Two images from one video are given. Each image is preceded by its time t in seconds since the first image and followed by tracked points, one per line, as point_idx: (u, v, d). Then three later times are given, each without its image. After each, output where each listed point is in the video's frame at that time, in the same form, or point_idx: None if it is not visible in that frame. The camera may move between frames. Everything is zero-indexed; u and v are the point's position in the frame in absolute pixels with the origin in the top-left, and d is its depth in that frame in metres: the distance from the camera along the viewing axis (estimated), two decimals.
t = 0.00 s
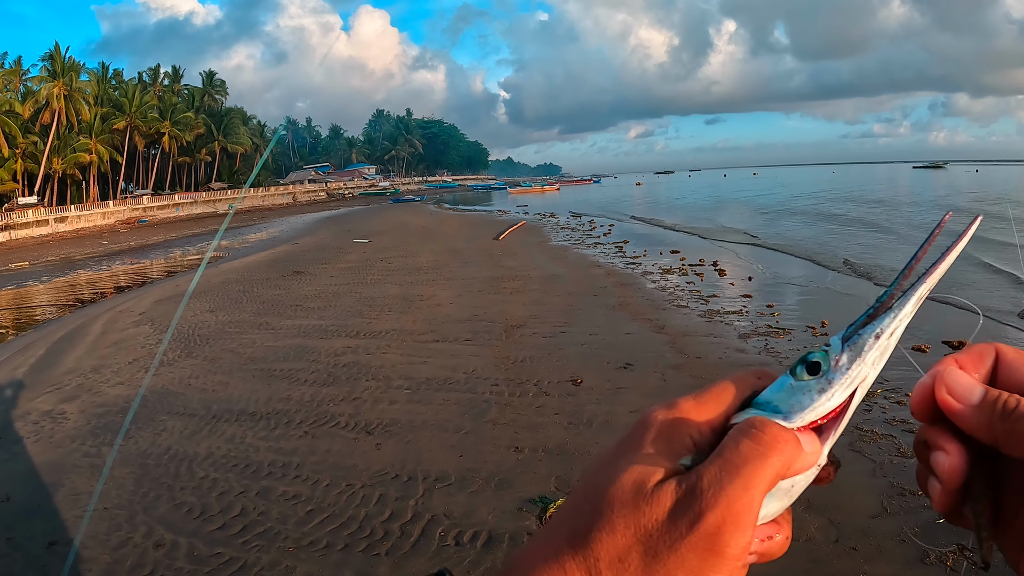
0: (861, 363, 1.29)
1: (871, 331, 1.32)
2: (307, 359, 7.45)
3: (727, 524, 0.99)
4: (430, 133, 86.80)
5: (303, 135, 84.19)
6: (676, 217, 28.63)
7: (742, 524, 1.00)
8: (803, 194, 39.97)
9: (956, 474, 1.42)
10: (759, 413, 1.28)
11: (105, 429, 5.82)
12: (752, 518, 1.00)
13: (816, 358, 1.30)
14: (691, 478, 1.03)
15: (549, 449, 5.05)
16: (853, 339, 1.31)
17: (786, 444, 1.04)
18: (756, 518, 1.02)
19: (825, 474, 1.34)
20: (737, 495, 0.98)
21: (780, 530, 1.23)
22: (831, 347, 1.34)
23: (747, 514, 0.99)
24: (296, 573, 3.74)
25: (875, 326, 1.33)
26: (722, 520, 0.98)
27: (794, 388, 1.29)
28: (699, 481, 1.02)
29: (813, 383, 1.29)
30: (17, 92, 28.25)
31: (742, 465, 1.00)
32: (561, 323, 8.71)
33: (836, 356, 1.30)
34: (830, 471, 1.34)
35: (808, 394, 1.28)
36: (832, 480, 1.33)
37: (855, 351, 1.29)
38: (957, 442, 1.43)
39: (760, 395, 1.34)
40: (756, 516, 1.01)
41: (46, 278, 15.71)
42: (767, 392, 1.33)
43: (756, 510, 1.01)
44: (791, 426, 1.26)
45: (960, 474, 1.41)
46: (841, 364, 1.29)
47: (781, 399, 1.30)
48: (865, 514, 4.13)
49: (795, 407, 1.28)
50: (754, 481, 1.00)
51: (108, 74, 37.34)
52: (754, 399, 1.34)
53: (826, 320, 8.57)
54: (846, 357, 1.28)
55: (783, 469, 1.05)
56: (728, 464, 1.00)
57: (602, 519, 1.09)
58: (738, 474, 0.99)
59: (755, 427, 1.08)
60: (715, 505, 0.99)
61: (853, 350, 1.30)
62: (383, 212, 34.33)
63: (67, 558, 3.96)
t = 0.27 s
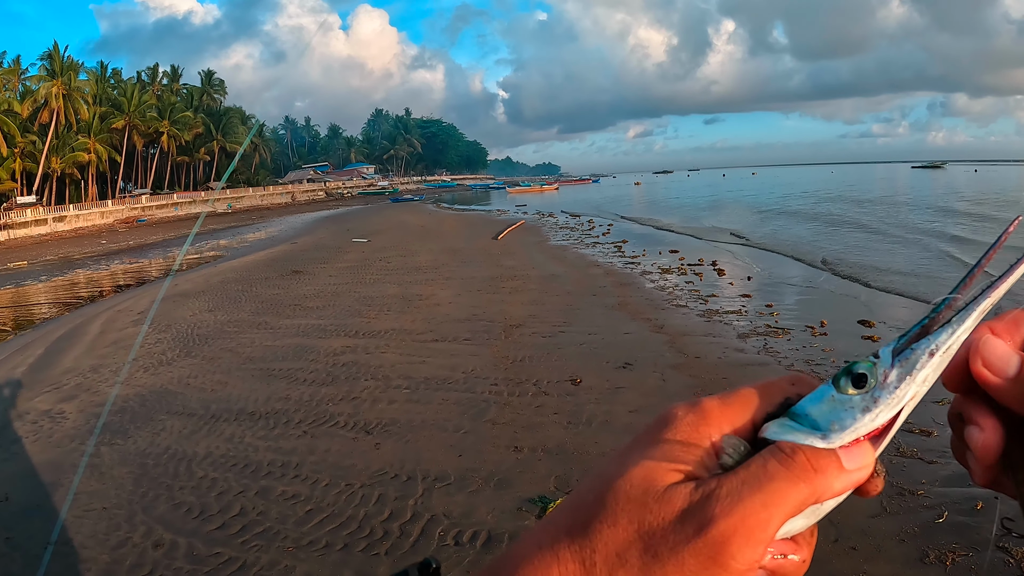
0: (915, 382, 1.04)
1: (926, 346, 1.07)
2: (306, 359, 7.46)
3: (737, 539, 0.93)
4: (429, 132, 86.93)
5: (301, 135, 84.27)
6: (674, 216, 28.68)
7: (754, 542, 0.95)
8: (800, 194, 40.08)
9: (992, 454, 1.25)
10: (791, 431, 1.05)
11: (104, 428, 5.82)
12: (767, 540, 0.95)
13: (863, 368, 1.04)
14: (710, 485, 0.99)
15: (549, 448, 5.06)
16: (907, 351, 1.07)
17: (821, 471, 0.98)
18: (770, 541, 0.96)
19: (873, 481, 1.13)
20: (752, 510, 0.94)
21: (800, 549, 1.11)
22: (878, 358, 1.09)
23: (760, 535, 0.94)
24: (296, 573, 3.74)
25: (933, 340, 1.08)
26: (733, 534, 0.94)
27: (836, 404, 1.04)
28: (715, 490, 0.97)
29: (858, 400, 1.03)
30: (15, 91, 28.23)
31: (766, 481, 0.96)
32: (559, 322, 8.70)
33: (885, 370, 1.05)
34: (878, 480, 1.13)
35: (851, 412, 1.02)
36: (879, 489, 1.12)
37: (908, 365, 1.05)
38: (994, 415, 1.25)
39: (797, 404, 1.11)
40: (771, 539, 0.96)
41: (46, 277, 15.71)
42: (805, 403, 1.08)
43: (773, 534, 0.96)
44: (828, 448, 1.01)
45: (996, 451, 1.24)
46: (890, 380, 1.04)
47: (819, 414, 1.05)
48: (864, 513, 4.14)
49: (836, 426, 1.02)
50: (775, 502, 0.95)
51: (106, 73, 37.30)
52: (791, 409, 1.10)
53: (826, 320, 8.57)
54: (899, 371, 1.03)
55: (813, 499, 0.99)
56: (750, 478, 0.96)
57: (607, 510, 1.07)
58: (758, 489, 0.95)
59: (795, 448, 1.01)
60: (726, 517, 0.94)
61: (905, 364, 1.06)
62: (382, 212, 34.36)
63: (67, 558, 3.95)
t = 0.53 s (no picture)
0: (897, 385, 1.05)
1: (908, 351, 1.08)
2: (305, 358, 7.45)
3: (726, 528, 0.93)
4: (428, 131, 86.92)
5: (301, 134, 84.21)
6: (673, 216, 28.67)
7: (742, 534, 0.95)
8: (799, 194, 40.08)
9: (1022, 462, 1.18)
10: (775, 432, 1.05)
11: (103, 428, 5.82)
12: (755, 533, 0.95)
13: (849, 371, 1.05)
14: (698, 477, 1.00)
15: (548, 447, 5.06)
16: (891, 354, 1.08)
17: (808, 472, 1.00)
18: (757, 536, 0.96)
19: (857, 486, 1.11)
20: (742, 502, 0.95)
21: (781, 549, 1.10)
22: (864, 363, 1.10)
23: (750, 527, 0.95)
24: (296, 572, 3.75)
25: (914, 345, 1.09)
26: (722, 524, 0.94)
27: (823, 406, 1.04)
28: (704, 482, 0.98)
29: (844, 402, 1.04)
30: (14, 90, 28.20)
31: (755, 476, 0.97)
32: (558, 322, 8.70)
33: (871, 374, 1.06)
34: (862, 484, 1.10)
35: (838, 414, 1.03)
36: (866, 493, 1.09)
37: (892, 368, 1.06)
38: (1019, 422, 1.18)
39: (785, 405, 1.11)
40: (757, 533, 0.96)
41: (44, 277, 15.68)
42: (793, 403, 1.08)
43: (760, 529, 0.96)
44: (814, 448, 1.01)
45: None
46: (877, 384, 1.05)
47: (805, 415, 1.05)
48: (863, 512, 4.15)
49: (823, 426, 1.03)
50: (764, 496, 0.96)
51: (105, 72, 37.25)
52: (778, 409, 1.11)
53: (824, 319, 8.58)
54: (884, 375, 1.04)
55: (798, 499, 1.00)
56: (741, 472, 0.97)
57: (595, 501, 1.06)
58: (747, 483, 0.96)
59: (783, 450, 1.02)
60: (716, 507, 0.95)
61: (889, 368, 1.06)
62: (381, 211, 34.34)
63: (66, 558, 3.95)
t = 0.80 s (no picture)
0: (919, 415, 1.00)
1: (930, 381, 1.02)
2: (303, 358, 7.45)
3: (734, 536, 0.92)
4: (427, 131, 86.91)
5: (300, 133, 84.21)
6: (671, 216, 28.68)
7: (751, 546, 0.93)
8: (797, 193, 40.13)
9: None
10: (795, 455, 1.04)
11: (101, 427, 5.81)
12: (764, 546, 0.94)
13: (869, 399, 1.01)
14: (709, 487, 1.00)
15: (546, 447, 5.06)
16: (912, 384, 1.01)
17: (821, 493, 0.98)
18: (766, 549, 0.95)
19: (873, 520, 1.10)
20: (752, 513, 0.94)
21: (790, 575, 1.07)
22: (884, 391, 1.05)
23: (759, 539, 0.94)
24: (293, 572, 3.74)
25: (936, 374, 1.02)
26: (730, 533, 0.92)
27: (842, 431, 1.02)
28: (716, 493, 0.98)
29: (862, 429, 1.01)
30: (12, 90, 28.19)
31: (767, 490, 0.96)
32: (557, 322, 8.69)
33: (891, 402, 1.00)
34: (878, 517, 1.10)
35: (856, 439, 1.00)
36: (881, 528, 1.08)
37: (913, 398, 1.00)
38: None
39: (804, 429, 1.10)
40: (766, 547, 0.95)
41: (42, 276, 15.67)
42: (814, 427, 1.06)
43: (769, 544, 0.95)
44: (828, 471, 0.99)
45: None
46: (894, 411, 0.99)
47: (824, 439, 1.03)
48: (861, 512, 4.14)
49: (841, 450, 1.00)
50: (776, 511, 0.95)
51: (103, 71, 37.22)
52: (798, 434, 1.09)
53: (822, 319, 8.58)
54: (903, 403, 0.99)
55: (808, 519, 0.98)
56: (752, 486, 0.97)
57: (605, 506, 1.06)
58: (759, 495, 0.95)
59: (797, 470, 1.00)
60: (724, 515, 0.93)
61: (911, 398, 1.01)
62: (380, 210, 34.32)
63: (64, 557, 3.95)
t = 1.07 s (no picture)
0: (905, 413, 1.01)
1: (912, 382, 1.04)
2: (301, 357, 7.45)
3: (751, 538, 0.93)
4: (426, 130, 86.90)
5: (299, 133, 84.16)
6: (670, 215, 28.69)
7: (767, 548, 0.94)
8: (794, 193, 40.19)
9: None
10: (789, 463, 1.05)
11: (99, 427, 5.81)
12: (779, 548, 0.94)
13: (854, 405, 1.03)
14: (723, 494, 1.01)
15: (544, 446, 5.06)
16: (896, 387, 1.03)
17: (829, 498, 0.98)
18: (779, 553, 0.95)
19: (868, 530, 1.11)
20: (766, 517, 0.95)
21: None
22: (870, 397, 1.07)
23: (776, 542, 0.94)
24: (292, 571, 3.74)
25: (918, 376, 1.05)
26: (748, 534, 0.93)
27: (832, 436, 1.03)
28: (731, 499, 0.99)
29: (852, 431, 1.02)
30: (11, 89, 28.15)
31: (780, 496, 0.97)
32: (555, 322, 8.69)
33: (877, 405, 1.02)
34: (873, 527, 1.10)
35: (846, 441, 1.01)
36: (876, 538, 1.08)
37: (898, 399, 1.02)
38: None
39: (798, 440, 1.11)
40: (780, 551, 0.95)
41: (40, 276, 15.63)
42: (804, 437, 1.08)
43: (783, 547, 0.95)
44: (824, 473, 0.99)
45: None
46: (881, 412, 1.01)
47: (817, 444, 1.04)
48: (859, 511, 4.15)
49: (832, 453, 1.01)
50: (787, 515, 0.96)
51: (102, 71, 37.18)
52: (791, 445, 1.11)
53: (820, 319, 8.59)
54: (889, 404, 1.00)
55: (817, 525, 0.98)
56: (765, 491, 0.98)
57: (620, 511, 1.05)
58: (773, 501, 0.96)
59: (800, 477, 1.01)
60: (742, 518, 0.94)
61: (896, 399, 1.02)
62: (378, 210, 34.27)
63: (62, 557, 3.95)
